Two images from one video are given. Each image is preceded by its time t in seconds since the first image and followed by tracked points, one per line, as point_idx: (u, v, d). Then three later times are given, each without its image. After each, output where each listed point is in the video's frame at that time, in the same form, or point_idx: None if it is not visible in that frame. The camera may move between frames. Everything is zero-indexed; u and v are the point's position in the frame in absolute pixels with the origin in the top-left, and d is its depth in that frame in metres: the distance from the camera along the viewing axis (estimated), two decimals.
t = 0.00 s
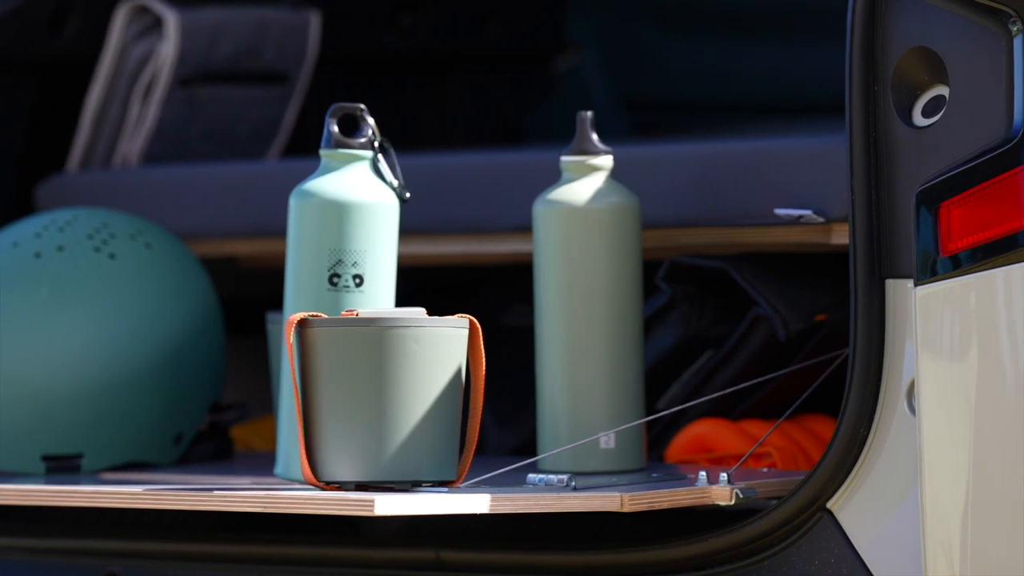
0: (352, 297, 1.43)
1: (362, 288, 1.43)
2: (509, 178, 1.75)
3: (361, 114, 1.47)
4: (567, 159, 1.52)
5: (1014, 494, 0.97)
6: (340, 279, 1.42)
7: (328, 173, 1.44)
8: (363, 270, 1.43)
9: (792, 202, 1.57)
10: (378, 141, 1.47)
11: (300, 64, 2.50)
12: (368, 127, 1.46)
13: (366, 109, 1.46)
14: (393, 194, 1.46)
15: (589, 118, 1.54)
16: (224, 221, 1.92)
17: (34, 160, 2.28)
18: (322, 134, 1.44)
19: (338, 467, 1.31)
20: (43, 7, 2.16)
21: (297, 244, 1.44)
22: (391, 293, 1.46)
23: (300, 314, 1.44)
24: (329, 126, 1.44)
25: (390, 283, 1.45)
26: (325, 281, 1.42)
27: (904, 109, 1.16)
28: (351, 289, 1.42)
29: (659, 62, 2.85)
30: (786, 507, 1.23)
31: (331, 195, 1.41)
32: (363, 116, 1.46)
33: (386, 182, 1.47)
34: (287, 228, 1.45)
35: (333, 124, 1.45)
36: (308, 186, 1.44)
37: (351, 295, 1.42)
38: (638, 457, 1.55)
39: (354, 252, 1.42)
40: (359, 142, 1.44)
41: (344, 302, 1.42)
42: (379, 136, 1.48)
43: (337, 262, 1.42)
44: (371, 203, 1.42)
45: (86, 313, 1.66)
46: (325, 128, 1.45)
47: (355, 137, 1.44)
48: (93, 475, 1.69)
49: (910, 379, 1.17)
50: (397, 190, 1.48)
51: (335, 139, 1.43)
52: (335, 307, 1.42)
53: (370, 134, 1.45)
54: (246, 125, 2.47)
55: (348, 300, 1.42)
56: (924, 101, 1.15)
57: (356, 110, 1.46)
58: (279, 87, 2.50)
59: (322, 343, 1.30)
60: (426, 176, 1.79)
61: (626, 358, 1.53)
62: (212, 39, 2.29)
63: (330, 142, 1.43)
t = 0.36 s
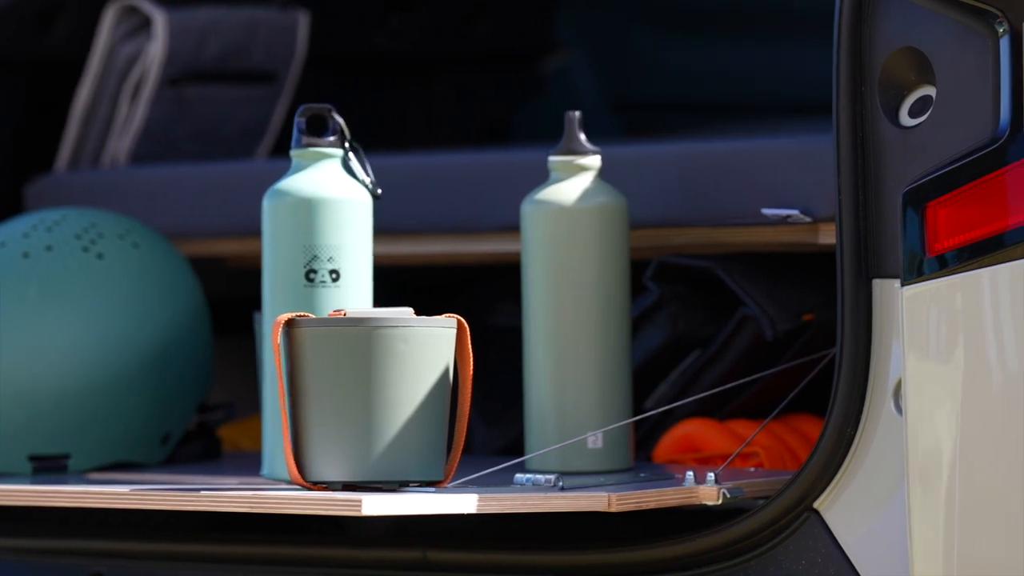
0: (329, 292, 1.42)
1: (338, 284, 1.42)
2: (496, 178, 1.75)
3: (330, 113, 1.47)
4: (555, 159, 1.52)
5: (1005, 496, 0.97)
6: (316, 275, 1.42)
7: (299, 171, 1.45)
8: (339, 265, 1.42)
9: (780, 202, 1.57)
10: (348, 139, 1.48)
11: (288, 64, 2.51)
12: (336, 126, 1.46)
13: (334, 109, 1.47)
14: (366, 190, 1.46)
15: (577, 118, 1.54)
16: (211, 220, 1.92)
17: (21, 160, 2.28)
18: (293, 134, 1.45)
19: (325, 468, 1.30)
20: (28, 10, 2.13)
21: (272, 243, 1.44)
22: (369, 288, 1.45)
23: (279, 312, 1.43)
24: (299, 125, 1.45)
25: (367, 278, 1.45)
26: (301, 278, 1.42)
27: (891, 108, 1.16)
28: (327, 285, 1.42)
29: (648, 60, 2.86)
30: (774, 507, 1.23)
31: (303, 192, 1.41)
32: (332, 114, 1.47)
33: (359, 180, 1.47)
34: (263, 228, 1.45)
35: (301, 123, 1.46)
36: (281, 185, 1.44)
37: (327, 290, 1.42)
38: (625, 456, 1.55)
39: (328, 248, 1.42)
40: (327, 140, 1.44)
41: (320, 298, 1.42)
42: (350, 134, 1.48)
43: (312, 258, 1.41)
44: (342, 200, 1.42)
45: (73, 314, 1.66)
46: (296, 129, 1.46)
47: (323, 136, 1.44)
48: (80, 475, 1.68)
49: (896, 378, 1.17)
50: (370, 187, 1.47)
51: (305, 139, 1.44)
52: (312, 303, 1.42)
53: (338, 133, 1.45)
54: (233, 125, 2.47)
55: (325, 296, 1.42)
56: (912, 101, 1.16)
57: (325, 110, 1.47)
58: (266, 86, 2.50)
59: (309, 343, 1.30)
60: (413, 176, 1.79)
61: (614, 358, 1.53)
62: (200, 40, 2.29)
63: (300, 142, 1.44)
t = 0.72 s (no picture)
0: (328, 297, 1.42)
1: (338, 288, 1.43)
2: (486, 178, 1.75)
3: (336, 114, 1.46)
4: (543, 159, 1.52)
5: (994, 496, 0.98)
6: (316, 279, 1.42)
7: (304, 172, 1.44)
8: (340, 270, 1.43)
9: (768, 202, 1.57)
10: (353, 140, 1.47)
11: (276, 62, 2.50)
12: (344, 127, 1.46)
13: (340, 110, 1.46)
14: (369, 193, 1.46)
15: (565, 118, 1.54)
16: (200, 220, 1.91)
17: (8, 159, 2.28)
18: (298, 133, 1.43)
19: (314, 468, 1.30)
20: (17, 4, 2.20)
21: (273, 243, 1.43)
22: (368, 292, 1.46)
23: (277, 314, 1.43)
24: (304, 125, 1.44)
25: (367, 282, 1.45)
26: (301, 282, 1.42)
27: (879, 109, 1.16)
28: (327, 289, 1.42)
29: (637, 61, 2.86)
30: (762, 507, 1.23)
31: (308, 195, 1.41)
32: (339, 115, 1.46)
33: (362, 183, 1.46)
34: (263, 226, 1.44)
35: (308, 123, 1.44)
36: (284, 185, 1.43)
37: (327, 295, 1.42)
38: (614, 456, 1.55)
39: (331, 252, 1.42)
40: (334, 142, 1.43)
41: (319, 302, 1.42)
42: (354, 134, 1.47)
43: (314, 262, 1.41)
44: (347, 203, 1.42)
45: (61, 314, 1.65)
46: (302, 127, 1.44)
47: (330, 137, 1.43)
48: (69, 475, 1.68)
49: (885, 379, 1.17)
50: (372, 190, 1.47)
51: (311, 138, 1.43)
52: (312, 307, 1.42)
53: (345, 134, 1.45)
54: (221, 124, 2.46)
55: (325, 300, 1.42)
56: (901, 101, 1.16)
57: (332, 110, 1.46)
58: (254, 86, 2.50)
59: (298, 343, 1.30)
60: (404, 176, 1.79)
61: (602, 358, 1.53)
62: (188, 40, 2.29)
63: (305, 142, 1.43)
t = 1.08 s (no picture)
0: (315, 295, 1.42)
1: (324, 286, 1.42)
2: (476, 179, 1.75)
3: (319, 114, 1.47)
4: (535, 159, 1.52)
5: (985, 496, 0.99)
6: (302, 277, 1.42)
7: (287, 172, 1.44)
8: (325, 267, 1.42)
9: (760, 202, 1.57)
10: (336, 139, 1.47)
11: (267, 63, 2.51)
12: (326, 126, 1.45)
13: (323, 109, 1.47)
14: (352, 191, 1.46)
15: (556, 117, 1.54)
16: (190, 220, 1.91)
17: None
18: (281, 133, 1.43)
19: (305, 468, 1.30)
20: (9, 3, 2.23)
21: (258, 243, 1.43)
22: (353, 290, 1.45)
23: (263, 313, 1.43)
24: (287, 126, 1.44)
25: (352, 280, 1.45)
26: (287, 280, 1.42)
27: (870, 110, 1.16)
28: (313, 287, 1.42)
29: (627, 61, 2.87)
30: (752, 507, 1.23)
31: (291, 193, 1.41)
32: (320, 115, 1.46)
33: (345, 181, 1.46)
34: (248, 226, 1.44)
35: (291, 122, 1.45)
36: (268, 185, 1.43)
37: (313, 293, 1.42)
38: (605, 457, 1.55)
39: (315, 249, 1.41)
40: (317, 141, 1.43)
41: (305, 300, 1.42)
42: (337, 134, 1.47)
43: (299, 259, 1.41)
44: (329, 201, 1.42)
45: (51, 314, 1.65)
46: (284, 127, 1.45)
47: (313, 137, 1.43)
48: (58, 475, 1.68)
49: (875, 379, 1.17)
50: (357, 188, 1.47)
51: (294, 138, 1.43)
52: (298, 306, 1.42)
53: (327, 133, 1.45)
54: (212, 124, 2.46)
55: (311, 298, 1.42)
56: (890, 101, 1.16)
57: (314, 110, 1.46)
58: (244, 86, 2.50)
59: (289, 343, 1.30)
60: (394, 176, 1.79)
61: (592, 358, 1.53)
62: (178, 39, 2.29)
63: (288, 142, 1.43)
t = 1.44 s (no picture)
0: (310, 297, 1.42)
1: (321, 289, 1.43)
2: (468, 179, 1.75)
3: (319, 114, 1.46)
4: (525, 159, 1.52)
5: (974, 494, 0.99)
6: (299, 279, 1.42)
7: (288, 172, 1.43)
8: (322, 271, 1.42)
9: (749, 202, 1.58)
10: (337, 140, 1.46)
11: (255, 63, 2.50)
12: (327, 127, 1.45)
13: (323, 110, 1.46)
14: (352, 193, 1.45)
15: (545, 118, 1.54)
16: (181, 221, 1.91)
17: None
18: (282, 133, 1.43)
19: (295, 468, 1.30)
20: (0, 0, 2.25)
21: (256, 243, 1.43)
22: (349, 292, 1.45)
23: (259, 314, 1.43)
24: (288, 126, 1.44)
25: (349, 282, 1.45)
26: (284, 282, 1.42)
27: (860, 110, 1.16)
28: (309, 290, 1.42)
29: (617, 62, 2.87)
30: (742, 507, 1.23)
31: (291, 195, 1.40)
32: (322, 115, 1.46)
33: (345, 182, 1.46)
34: (246, 227, 1.44)
35: (291, 123, 1.44)
36: (267, 186, 1.43)
37: (309, 296, 1.42)
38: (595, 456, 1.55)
39: (313, 253, 1.41)
40: (318, 142, 1.43)
41: (302, 303, 1.42)
42: (338, 135, 1.47)
43: (296, 262, 1.41)
44: (329, 204, 1.41)
45: (40, 314, 1.65)
46: (285, 127, 1.44)
47: (314, 137, 1.43)
48: (48, 476, 1.67)
49: (865, 379, 1.17)
50: (356, 190, 1.47)
51: (295, 139, 1.42)
52: (294, 308, 1.42)
53: (328, 134, 1.44)
54: (201, 125, 2.45)
55: (307, 301, 1.42)
56: (880, 102, 1.16)
57: (315, 110, 1.46)
58: (233, 86, 2.50)
59: (279, 344, 1.30)
60: (386, 176, 1.79)
61: (582, 358, 1.53)
62: (167, 39, 2.28)
63: (289, 142, 1.42)
